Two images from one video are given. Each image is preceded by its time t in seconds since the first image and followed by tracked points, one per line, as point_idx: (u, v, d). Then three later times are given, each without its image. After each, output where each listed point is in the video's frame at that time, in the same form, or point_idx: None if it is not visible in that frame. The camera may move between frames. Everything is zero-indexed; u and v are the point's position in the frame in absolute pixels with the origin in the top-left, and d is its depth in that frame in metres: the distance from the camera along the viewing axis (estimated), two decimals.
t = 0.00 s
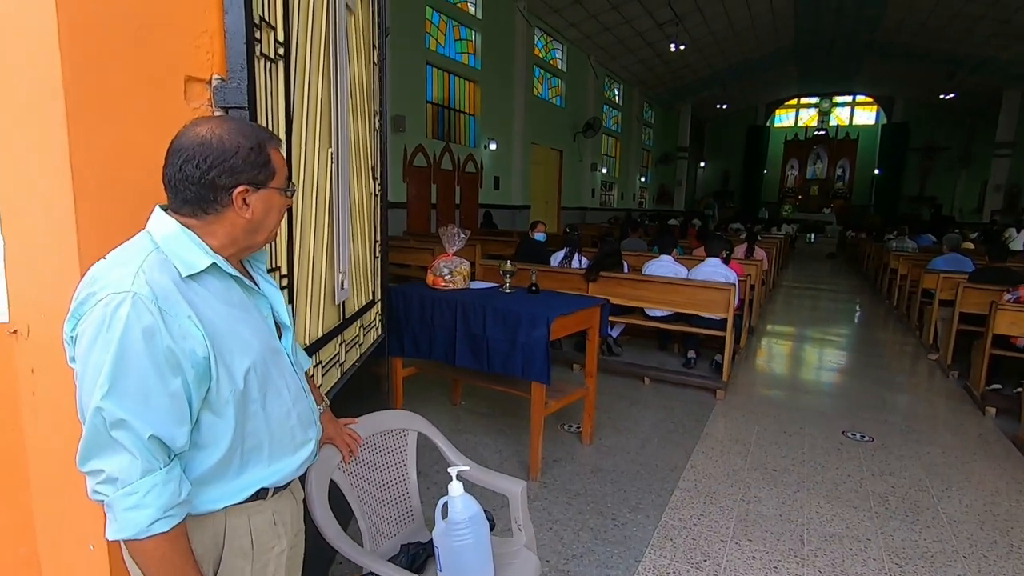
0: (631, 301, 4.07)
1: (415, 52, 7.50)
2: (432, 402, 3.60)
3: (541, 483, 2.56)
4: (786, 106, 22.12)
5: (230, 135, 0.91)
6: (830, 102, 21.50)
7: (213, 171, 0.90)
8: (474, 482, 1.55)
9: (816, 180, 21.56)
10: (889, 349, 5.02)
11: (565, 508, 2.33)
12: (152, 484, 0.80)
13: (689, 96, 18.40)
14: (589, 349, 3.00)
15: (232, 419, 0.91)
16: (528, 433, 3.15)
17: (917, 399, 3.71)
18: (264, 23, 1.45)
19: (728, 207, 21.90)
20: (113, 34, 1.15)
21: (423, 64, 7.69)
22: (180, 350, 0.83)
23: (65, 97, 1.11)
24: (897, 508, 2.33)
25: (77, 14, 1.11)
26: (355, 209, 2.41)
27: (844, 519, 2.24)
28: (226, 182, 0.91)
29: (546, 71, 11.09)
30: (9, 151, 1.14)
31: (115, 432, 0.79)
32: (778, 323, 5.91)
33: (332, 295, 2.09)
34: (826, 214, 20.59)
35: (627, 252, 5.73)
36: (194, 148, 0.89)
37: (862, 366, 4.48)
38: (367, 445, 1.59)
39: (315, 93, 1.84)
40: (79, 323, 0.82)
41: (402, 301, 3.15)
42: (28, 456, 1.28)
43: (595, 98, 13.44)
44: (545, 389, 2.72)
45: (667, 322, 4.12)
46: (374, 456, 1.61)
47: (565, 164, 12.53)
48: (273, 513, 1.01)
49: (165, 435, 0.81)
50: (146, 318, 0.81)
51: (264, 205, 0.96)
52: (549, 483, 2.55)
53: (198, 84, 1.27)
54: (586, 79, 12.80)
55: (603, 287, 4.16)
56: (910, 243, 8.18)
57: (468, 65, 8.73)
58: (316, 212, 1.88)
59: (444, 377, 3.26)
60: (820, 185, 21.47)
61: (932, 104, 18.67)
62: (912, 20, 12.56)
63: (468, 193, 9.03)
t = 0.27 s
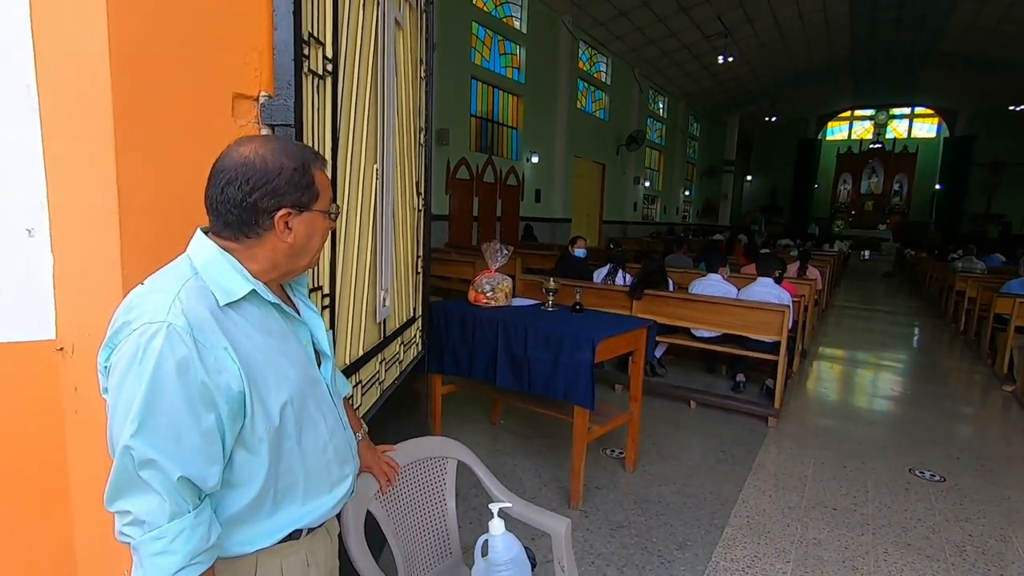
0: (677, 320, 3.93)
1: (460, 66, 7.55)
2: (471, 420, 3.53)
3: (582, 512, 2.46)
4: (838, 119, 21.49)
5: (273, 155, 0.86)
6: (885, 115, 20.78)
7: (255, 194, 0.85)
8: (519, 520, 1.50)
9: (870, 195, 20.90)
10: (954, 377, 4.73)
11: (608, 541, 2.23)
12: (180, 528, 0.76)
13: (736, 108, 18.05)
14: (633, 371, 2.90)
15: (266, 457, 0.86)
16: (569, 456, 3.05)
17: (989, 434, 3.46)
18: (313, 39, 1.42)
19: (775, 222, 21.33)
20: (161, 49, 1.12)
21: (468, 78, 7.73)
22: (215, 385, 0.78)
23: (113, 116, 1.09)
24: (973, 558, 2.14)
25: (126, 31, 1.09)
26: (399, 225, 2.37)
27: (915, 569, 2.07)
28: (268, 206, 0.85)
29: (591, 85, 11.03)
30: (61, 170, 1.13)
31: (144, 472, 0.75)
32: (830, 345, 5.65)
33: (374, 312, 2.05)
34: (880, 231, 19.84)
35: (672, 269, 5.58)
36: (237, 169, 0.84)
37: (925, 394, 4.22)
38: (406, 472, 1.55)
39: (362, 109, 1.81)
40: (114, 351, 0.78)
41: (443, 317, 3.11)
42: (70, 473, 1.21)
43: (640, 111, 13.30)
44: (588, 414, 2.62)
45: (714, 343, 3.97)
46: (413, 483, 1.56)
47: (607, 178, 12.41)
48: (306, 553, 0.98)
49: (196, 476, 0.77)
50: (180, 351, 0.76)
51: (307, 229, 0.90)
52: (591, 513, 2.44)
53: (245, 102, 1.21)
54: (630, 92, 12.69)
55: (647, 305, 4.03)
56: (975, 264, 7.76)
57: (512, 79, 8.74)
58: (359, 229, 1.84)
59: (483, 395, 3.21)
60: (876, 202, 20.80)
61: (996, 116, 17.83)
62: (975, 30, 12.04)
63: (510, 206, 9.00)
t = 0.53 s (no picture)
0: (729, 342, 3.83)
1: (510, 83, 7.61)
2: (515, 438, 3.50)
3: (628, 541, 2.45)
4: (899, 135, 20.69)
5: (334, 178, 0.85)
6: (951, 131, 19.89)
7: (315, 217, 0.84)
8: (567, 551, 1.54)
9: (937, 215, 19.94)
10: None
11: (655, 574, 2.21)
12: (231, 554, 0.75)
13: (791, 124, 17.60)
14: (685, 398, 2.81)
15: (318, 483, 0.85)
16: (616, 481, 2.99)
17: None
18: (373, 61, 1.43)
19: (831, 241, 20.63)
20: (230, 73, 1.15)
21: (517, 94, 7.78)
22: (272, 409, 0.77)
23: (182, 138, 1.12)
24: None
25: (201, 54, 1.12)
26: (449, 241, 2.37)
27: None
28: (327, 229, 0.85)
29: (640, 100, 10.95)
30: (133, 187, 1.16)
31: (200, 496, 0.74)
32: (891, 372, 5.39)
33: (422, 329, 2.05)
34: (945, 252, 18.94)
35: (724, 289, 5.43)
36: (299, 191, 0.84)
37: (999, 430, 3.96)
38: (449, 498, 1.52)
39: (417, 127, 1.82)
40: (175, 371, 0.79)
41: (489, 334, 3.09)
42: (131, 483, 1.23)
43: (690, 126, 13.11)
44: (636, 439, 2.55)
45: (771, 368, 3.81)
46: (457, 509, 1.53)
47: (656, 193, 12.25)
48: None
49: (249, 502, 0.76)
50: (239, 374, 0.75)
51: (365, 251, 0.89)
52: (637, 543, 2.43)
53: (306, 122, 1.22)
54: (681, 107, 12.52)
55: (697, 326, 3.94)
56: None
57: (561, 95, 8.76)
58: (411, 246, 1.84)
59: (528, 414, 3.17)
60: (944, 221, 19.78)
61: None
62: None
63: (557, 221, 8.98)
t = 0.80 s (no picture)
0: (775, 343, 3.72)
1: (551, 79, 7.57)
2: (552, 436, 3.47)
3: (668, 544, 2.44)
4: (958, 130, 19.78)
5: (372, 161, 0.84)
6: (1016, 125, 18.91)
7: (353, 200, 0.83)
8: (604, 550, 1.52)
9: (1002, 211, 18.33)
10: None
11: None
12: (268, 535, 0.75)
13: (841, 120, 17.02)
14: (728, 398, 2.74)
15: (353, 467, 0.85)
16: (656, 482, 2.94)
17: None
18: (412, 49, 1.44)
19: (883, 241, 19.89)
20: (273, 62, 1.15)
21: (557, 91, 7.74)
22: (308, 391, 0.78)
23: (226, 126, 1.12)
24: None
25: (246, 43, 1.13)
26: (487, 234, 2.36)
27: None
28: (365, 212, 0.84)
29: (683, 95, 10.76)
30: (183, 175, 1.17)
31: (237, 475, 0.75)
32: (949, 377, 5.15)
33: (460, 322, 2.04)
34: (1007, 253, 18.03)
35: (769, 288, 5.28)
36: (338, 174, 0.83)
37: None
38: (485, 492, 1.51)
39: (456, 118, 1.82)
40: (215, 352, 0.79)
41: (527, 331, 3.08)
42: (177, 470, 1.23)
43: (735, 122, 12.82)
44: (677, 440, 2.48)
45: (820, 370, 3.67)
46: (492, 503, 1.52)
47: (698, 190, 12.02)
48: (385, 568, 0.96)
49: (285, 483, 0.76)
50: (276, 355, 0.75)
51: (403, 236, 0.89)
52: (677, 546, 2.42)
53: (347, 111, 1.24)
54: (726, 102, 12.24)
55: (742, 326, 3.84)
56: None
57: (602, 91, 8.67)
58: (449, 238, 1.84)
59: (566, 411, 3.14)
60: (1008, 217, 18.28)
61: None
62: None
63: (596, 218, 8.91)
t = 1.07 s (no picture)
0: (806, 341, 3.65)
1: (577, 74, 7.52)
2: (575, 432, 3.45)
3: (692, 543, 2.40)
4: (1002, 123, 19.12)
5: (394, 150, 0.84)
6: None
7: (374, 190, 0.83)
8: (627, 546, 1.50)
9: None
10: None
11: None
12: (289, 524, 0.75)
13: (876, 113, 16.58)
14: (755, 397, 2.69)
15: (374, 459, 0.85)
16: (681, 480, 2.90)
17: None
18: (436, 41, 1.43)
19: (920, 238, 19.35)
20: (296, 54, 1.16)
21: (584, 85, 7.68)
22: (329, 381, 0.78)
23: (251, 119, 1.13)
24: None
25: (274, 35, 1.13)
26: (511, 228, 2.36)
27: None
28: (386, 202, 0.84)
29: (712, 89, 10.59)
30: (212, 166, 1.17)
31: (259, 463, 0.75)
32: (990, 379, 4.98)
33: (483, 316, 2.04)
34: None
35: (800, 286, 5.18)
36: (360, 163, 0.83)
37: None
38: (507, 486, 1.50)
39: (480, 111, 1.81)
40: (238, 341, 0.80)
41: (550, 326, 3.07)
42: (204, 458, 1.25)
43: (766, 116, 12.57)
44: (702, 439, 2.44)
45: (852, 370, 3.59)
46: (514, 498, 1.52)
47: (727, 186, 11.83)
48: (406, 559, 0.96)
49: (306, 472, 0.76)
50: (298, 345, 0.75)
51: (425, 227, 0.88)
52: (702, 546, 2.39)
53: (371, 103, 1.23)
54: (756, 96, 12.01)
55: (771, 323, 3.77)
56: None
57: (629, 85, 8.58)
58: (472, 231, 1.83)
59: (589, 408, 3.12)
60: None
61: None
62: None
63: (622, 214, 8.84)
